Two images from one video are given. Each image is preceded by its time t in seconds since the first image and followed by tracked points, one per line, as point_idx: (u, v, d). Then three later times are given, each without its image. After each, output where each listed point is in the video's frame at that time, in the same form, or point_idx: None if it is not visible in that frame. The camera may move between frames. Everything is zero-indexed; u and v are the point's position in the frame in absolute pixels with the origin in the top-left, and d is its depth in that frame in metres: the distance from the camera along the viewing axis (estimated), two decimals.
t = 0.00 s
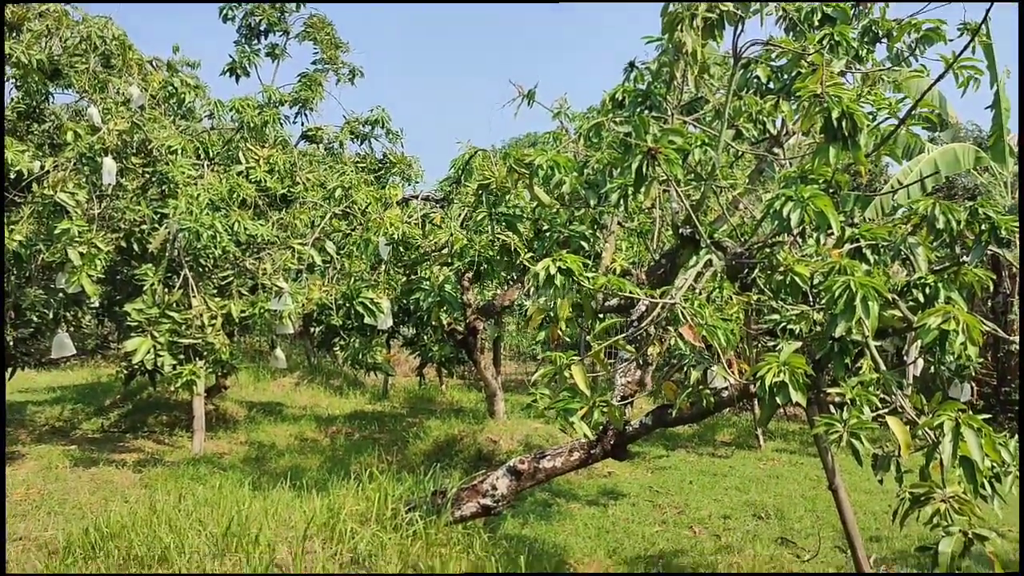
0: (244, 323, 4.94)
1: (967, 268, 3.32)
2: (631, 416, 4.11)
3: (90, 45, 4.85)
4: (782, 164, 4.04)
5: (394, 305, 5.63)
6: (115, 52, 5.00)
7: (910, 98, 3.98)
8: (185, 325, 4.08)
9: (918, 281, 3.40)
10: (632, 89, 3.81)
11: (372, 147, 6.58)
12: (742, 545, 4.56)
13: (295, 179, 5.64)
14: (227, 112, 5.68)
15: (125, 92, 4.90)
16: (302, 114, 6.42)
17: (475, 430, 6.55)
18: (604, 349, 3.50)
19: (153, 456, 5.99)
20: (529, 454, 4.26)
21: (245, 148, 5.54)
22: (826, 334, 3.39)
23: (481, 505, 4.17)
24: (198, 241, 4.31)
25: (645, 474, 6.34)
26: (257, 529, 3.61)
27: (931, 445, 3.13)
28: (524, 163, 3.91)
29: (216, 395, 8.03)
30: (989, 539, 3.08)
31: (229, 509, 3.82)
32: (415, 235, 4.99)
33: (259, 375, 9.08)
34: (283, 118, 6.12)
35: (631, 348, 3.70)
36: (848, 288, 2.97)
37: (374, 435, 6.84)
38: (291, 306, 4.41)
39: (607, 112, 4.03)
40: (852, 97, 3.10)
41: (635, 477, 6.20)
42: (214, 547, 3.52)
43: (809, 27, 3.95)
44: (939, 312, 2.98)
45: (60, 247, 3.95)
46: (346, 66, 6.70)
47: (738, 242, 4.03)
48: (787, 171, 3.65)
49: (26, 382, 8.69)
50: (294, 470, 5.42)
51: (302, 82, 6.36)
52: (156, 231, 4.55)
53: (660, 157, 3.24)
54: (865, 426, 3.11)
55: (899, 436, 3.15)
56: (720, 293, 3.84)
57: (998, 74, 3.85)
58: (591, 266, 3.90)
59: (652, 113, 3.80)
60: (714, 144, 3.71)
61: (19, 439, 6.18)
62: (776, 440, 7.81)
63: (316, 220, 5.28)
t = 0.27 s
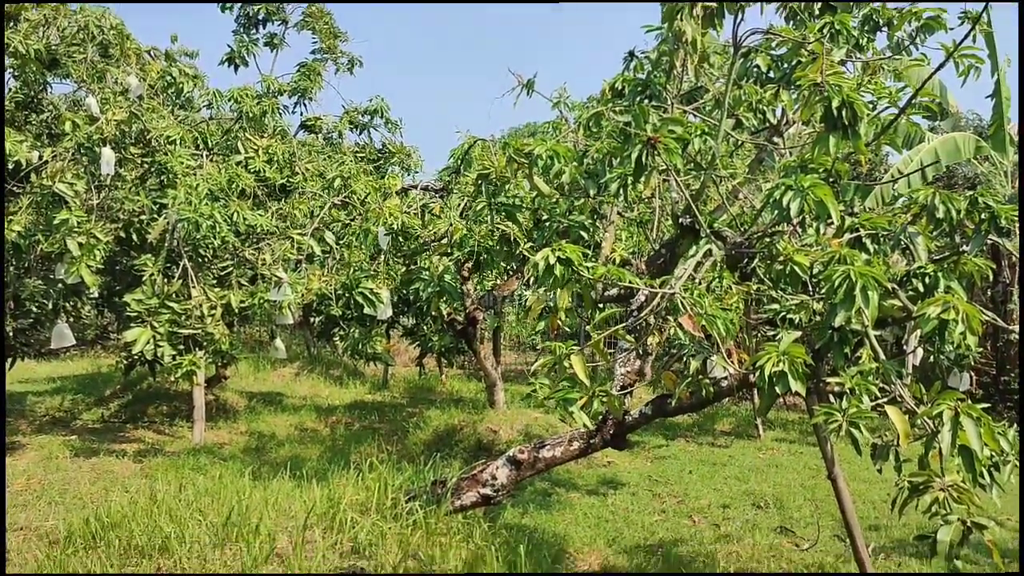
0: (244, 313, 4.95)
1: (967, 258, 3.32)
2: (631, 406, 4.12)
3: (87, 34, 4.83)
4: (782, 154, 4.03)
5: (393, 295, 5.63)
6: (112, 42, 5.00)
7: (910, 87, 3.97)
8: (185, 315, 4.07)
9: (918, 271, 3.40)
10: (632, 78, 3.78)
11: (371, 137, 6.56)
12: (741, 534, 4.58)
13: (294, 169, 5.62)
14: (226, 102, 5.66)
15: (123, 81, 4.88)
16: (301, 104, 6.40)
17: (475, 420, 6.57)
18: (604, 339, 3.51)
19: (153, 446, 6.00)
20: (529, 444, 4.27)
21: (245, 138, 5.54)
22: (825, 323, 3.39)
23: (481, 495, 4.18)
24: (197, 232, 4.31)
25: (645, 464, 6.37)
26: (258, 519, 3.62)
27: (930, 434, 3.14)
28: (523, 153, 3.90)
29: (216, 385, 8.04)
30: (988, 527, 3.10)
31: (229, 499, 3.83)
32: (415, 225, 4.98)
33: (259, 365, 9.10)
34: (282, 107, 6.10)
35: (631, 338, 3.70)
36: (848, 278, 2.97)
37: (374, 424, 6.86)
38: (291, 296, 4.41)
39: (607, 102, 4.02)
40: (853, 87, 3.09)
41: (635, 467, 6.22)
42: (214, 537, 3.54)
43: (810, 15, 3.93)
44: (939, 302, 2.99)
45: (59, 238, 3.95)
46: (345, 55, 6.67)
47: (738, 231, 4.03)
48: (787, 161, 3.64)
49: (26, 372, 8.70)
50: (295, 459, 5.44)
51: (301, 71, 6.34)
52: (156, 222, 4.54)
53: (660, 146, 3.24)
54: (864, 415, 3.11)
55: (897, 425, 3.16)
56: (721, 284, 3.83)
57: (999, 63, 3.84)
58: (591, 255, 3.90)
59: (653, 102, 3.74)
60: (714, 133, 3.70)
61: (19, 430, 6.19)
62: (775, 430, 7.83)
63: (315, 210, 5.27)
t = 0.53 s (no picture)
0: (244, 305, 4.95)
1: (968, 249, 3.31)
2: (631, 397, 4.12)
3: (86, 26, 4.83)
4: (783, 145, 4.02)
5: (394, 287, 5.63)
6: (112, 34, 4.98)
7: (911, 78, 3.96)
8: (186, 307, 4.06)
9: (918, 262, 3.40)
10: (633, 70, 3.77)
11: (371, 129, 6.55)
12: (742, 525, 4.59)
13: (294, 161, 5.60)
14: (226, 94, 5.65)
15: (122, 74, 4.87)
16: (301, 96, 6.39)
17: (476, 412, 6.58)
18: (604, 331, 3.51)
19: (155, 438, 6.02)
20: (530, 435, 4.28)
21: (245, 130, 5.54)
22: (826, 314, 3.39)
23: (481, 487, 4.19)
24: (197, 224, 4.31)
25: (645, 455, 6.38)
26: (259, 510, 3.64)
27: (930, 425, 3.14)
28: (523, 145, 3.90)
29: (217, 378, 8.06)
30: (988, 518, 3.10)
31: (230, 491, 3.85)
32: (415, 217, 4.97)
33: (261, 358, 9.12)
34: (282, 100, 6.09)
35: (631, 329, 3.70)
36: (848, 269, 2.97)
37: (375, 416, 6.88)
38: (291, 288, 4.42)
39: (607, 93, 4.01)
40: (853, 78, 3.08)
41: (635, 458, 6.24)
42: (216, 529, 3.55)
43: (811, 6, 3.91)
44: (939, 293, 2.99)
45: (59, 231, 3.96)
46: (344, 47, 6.66)
47: (738, 223, 4.03)
48: (787, 153, 3.64)
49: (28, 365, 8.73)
50: (296, 451, 5.45)
51: (300, 63, 6.32)
52: (156, 215, 4.54)
53: (660, 137, 3.23)
54: (864, 407, 3.12)
55: (898, 416, 3.17)
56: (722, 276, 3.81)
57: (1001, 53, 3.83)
58: (591, 247, 3.90)
59: (653, 94, 3.72)
60: (714, 125, 3.70)
61: (21, 422, 6.22)
62: (776, 421, 7.85)
63: (316, 203, 5.26)
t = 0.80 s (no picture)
0: (246, 300, 4.96)
1: (970, 243, 3.31)
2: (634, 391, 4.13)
3: (88, 21, 4.68)
4: (785, 138, 4.01)
5: (396, 281, 5.64)
6: (114, 29, 4.85)
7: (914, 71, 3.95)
8: (188, 302, 4.03)
9: (921, 255, 3.40)
10: (634, 64, 3.75)
11: (372, 123, 6.55)
12: (744, 518, 4.60)
13: (296, 156, 5.58)
14: (227, 88, 5.66)
15: (123, 68, 4.87)
16: (302, 91, 6.38)
17: (478, 406, 6.60)
18: (606, 325, 3.51)
19: (158, 433, 6.04)
20: (532, 429, 4.28)
21: (246, 125, 5.56)
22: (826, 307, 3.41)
23: (484, 481, 4.22)
24: (200, 219, 4.31)
25: (648, 449, 6.39)
26: (263, 505, 3.66)
27: (932, 418, 3.14)
28: (525, 139, 3.89)
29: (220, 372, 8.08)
30: (989, 511, 3.10)
31: (234, 485, 3.87)
32: (417, 212, 5.05)
33: (263, 353, 9.13)
34: (283, 94, 6.07)
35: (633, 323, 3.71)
36: (851, 263, 2.97)
37: (377, 411, 6.89)
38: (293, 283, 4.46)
39: (608, 87, 4.00)
40: (856, 71, 3.07)
41: (637, 452, 6.25)
42: (220, 524, 3.57)
43: None
44: (941, 286, 2.98)
45: (62, 226, 3.96)
46: (345, 41, 6.65)
47: (740, 217, 4.03)
48: (788, 146, 3.64)
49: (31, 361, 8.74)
50: (299, 446, 5.47)
51: (301, 57, 6.30)
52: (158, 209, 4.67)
53: (662, 131, 3.22)
54: (866, 400, 3.12)
55: (900, 409, 3.18)
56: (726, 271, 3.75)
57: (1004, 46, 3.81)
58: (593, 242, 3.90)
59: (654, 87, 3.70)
60: (716, 119, 3.69)
61: (25, 418, 6.23)
62: (777, 415, 7.86)
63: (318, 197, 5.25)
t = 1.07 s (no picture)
0: (249, 296, 4.96)
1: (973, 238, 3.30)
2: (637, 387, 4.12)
3: (91, 18, 4.65)
4: (787, 134, 4.00)
5: (398, 278, 5.65)
6: (117, 26, 4.79)
7: (917, 66, 3.93)
8: (192, 299, 4.06)
9: (923, 251, 3.39)
10: (636, 59, 3.74)
11: (375, 120, 6.54)
12: (746, 514, 4.61)
13: (299, 153, 5.58)
14: (230, 86, 5.68)
15: (126, 65, 4.87)
16: (305, 87, 6.39)
17: (481, 402, 6.61)
18: (609, 321, 3.52)
19: (162, 429, 6.05)
20: (535, 426, 4.28)
21: (249, 121, 5.49)
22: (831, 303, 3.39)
23: (487, 477, 4.22)
24: (202, 216, 4.33)
25: (650, 444, 6.40)
26: (266, 500, 3.67)
27: (934, 414, 3.15)
28: (527, 135, 3.89)
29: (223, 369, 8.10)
30: (992, 506, 3.10)
31: (238, 481, 3.89)
32: (419, 207, 5.11)
33: (266, 349, 9.15)
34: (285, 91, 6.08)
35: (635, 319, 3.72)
36: (853, 259, 2.97)
37: (381, 407, 6.90)
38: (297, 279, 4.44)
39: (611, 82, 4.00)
40: (858, 66, 3.07)
41: (640, 448, 6.25)
42: (224, 519, 3.58)
43: None
44: (944, 282, 2.98)
45: (65, 223, 3.97)
46: (348, 38, 6.65)
47: (742, 213, 4.02)
48: (791, 142, 3.63)
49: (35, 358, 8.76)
50: (302, 442, 5.48)
51: (304, 54, 6.30)
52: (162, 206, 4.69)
53: (665, 127, 3.22)
54: (868, 396, 3.13)
55: (902, 405, 3.18)
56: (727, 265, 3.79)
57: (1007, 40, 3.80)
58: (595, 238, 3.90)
59: (656, 83, 3.70)
60: (718, 114, 3.68)
61: (29, 414, 6.26)
62: (780, 411, 7.86)
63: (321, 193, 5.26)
